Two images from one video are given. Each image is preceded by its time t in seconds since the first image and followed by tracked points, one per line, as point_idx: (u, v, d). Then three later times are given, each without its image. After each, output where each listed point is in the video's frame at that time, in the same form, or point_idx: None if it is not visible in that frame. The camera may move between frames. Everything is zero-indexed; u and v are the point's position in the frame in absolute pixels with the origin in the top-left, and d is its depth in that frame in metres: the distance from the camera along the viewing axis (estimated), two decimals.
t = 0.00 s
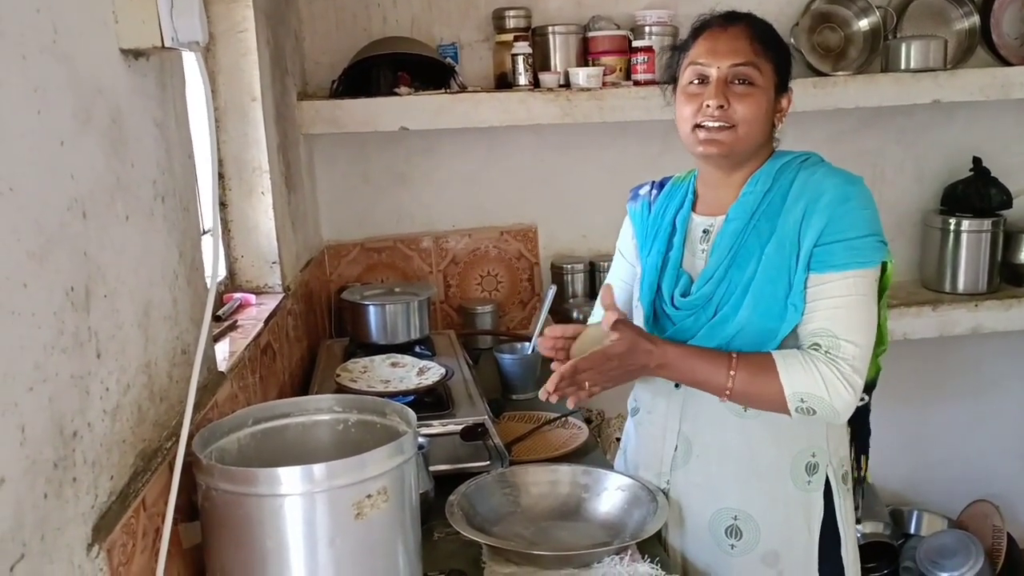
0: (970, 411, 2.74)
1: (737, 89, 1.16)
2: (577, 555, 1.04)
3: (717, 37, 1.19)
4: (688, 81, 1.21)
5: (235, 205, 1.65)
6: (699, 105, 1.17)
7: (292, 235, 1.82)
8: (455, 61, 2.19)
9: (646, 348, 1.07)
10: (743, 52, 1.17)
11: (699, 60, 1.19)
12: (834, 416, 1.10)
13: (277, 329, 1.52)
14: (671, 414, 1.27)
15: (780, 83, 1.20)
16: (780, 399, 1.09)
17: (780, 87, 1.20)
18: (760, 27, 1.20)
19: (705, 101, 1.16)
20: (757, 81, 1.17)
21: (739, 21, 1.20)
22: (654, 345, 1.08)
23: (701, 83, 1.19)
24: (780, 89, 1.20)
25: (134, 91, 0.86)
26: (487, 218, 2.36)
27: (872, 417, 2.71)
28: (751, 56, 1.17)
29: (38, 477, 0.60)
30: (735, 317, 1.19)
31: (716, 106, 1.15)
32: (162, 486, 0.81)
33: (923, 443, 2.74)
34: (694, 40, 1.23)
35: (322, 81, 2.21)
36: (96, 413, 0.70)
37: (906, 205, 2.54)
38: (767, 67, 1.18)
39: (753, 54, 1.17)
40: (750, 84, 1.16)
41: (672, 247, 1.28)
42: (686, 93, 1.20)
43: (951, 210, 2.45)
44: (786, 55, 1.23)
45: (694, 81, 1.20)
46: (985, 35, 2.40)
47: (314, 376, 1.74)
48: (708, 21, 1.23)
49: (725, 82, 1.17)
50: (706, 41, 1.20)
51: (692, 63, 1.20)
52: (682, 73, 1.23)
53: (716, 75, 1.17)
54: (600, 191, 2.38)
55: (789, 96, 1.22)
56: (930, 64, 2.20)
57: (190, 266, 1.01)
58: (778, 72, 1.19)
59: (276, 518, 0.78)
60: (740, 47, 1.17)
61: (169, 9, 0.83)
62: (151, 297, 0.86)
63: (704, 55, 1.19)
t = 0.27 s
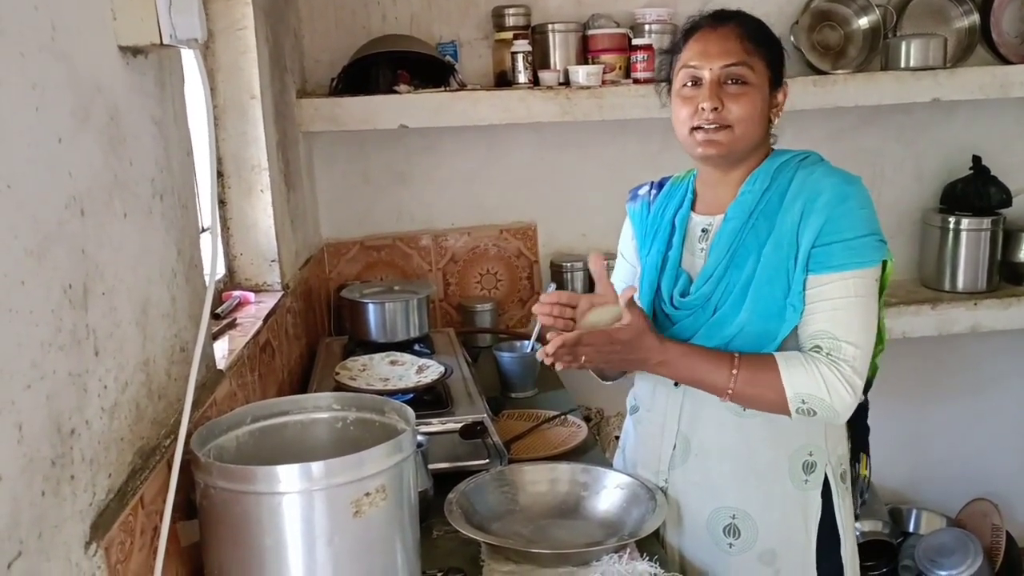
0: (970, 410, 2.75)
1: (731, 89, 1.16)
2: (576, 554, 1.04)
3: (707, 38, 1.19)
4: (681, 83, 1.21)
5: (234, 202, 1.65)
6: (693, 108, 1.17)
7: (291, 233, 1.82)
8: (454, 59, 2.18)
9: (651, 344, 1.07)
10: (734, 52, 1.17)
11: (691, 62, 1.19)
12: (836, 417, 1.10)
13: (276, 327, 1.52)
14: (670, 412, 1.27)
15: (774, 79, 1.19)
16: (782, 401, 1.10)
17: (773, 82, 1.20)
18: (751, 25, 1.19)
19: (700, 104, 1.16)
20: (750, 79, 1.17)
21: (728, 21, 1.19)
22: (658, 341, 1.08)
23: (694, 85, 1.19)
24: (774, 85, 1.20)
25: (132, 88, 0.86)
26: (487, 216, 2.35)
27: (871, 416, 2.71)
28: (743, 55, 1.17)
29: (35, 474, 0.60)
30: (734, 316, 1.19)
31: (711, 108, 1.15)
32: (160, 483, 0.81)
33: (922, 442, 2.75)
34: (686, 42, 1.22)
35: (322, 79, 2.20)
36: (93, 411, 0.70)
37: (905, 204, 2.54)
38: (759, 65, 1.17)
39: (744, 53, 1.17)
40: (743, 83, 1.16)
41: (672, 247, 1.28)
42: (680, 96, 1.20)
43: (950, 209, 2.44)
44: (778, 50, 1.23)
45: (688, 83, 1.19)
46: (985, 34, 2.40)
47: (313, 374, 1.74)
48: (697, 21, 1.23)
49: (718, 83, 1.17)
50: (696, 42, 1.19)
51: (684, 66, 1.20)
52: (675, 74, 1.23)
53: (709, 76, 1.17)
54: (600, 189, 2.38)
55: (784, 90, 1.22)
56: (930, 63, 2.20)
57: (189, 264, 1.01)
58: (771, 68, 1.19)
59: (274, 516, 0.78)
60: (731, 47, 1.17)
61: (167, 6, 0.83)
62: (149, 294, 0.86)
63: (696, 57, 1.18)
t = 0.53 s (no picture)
0: (971, 408, 2.75)
1: (735, 88, 1.16)
2: (577, 552, 1.04)
3: (710, 37, 1.19)
4: (684, 83, 1.21)
5: (234, 201, 1.65)
6: (697, 108, 1.17)
7: (291, 231, 1.82)
8: (454, 57, 2.18)
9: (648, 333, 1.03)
10: (737, 51, 1.17)
11: (693, 62, 1.19)
12: (827, 414, 1.09)
13: (277, 325, 1.52)
14: (671, 410, 1.28)
15: (777, 77, 1.19)
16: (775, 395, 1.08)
17: (777, 80, 1.20)
18: (752, 23, 1.19)
19: (703, 103, 1.16)
20: (753, 78, 1.16)
21: (730, 20, 1.19)
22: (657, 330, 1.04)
23: (697, 85, 1.19)
24: (778, 82, 1.20)
25: (132, 87, 0.86)
26: (487, 215, 2.36)
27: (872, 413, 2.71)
28: (745, 54, 1.17)
29: (36, 472, 0.60)
30: (737, 313, 1.19)
31: (715, 108, 1.15)
32: (161, 481, 0.81)
33: (923, 440, 2.75)
34: (687, 42, 1.22)
35: (322, 77, 2.20)
36: (94, 410, 0.70)
37: (906, 202, 2.54)
38: (762, 63, 1.17)
39: (747, 51, 1.17)
40: (746, 81, 1.16)
41: (675, 246, 1.29)
42: (683, 96, 1.20)
43: (951, 207, 2.44)
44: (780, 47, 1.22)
45: (691, 82, 1.19)
46: (985, 31, 2.39)
47: (314, 372, 1.74)
48: (699, 21, 1.23)
49: (721, 82, 1.17)
50: (699, 42, 1.19)
51: (687, 66, 1.20)
52: (678, 74, 1.23)
53: (712, 76, 1.17)
54: (600, 187, 2.38)
55: (788, 86, 1.22)
56: (930, 60, 2.20)
57: (189, 262, 1.01)
58: (774, 67, 1.19)
59: (274, 514, 0.78)
60: (734, 46, 1.17)
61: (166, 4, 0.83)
62: (150, 293, 0.86)
63: (698, 57, 1.18)
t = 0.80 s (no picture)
0: (973, 406, 2.74)
1: (742, 79, 1.16)
2: (579, 550, 1.04)
3: (717, 31, 1.19)
4: (690, 75, 1.20)
5: (236, 199, 1.65)
6: (703, 99, 1.16)
7: (293, 230, 1.83)
8: (456, 55, 2.18)
9: (652, 332, 1.02)
10: (744, 44, 1.17)
11: (701, 54, 1.19)
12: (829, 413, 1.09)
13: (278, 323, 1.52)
14: (675, 407, 1.28)
15: (784, 72, 1.19)
16: (780, 393, 1.08)
17: (784, 75, 1.20)
18: (758, 19, 1.20)
19: (710, 93, 1.15)
20: (760, 70, 1.16)
21: (737, 15, 1.20)
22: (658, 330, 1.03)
23: (704, 77, 1.19)
24: (785, 78, 1.20)
25: (133, 86, 0.86)
26: (489, 213, 2.35)
27: (874, 411, 2.71)
28: (752, 47, 1.17)
29: (38, 471, 0.60)
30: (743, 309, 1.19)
31: (722, 96, 1.14)
32: (163, 480, 0.82)
33: (925, 438, 2.74)
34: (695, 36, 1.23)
35: (323, 76, 2.20)
36: (96, 409, 0.71)
37: (908, 200, 2.54)
38: (769, 57, 1.17)
39: (754, 44, 1.17)
40: (754, 73, 1.16)
41: (679, 240, 1.28)
42: (690, 89, 1.20)
43: (953, 204, 2.44)
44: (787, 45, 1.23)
45: (697, 74, 1.19)
46: (988, 28, 2.39)
47: (315, 370, 1.74)
48: (706, 16, 1.23)
49: (728, 73, 1.16)
50: (706, 35, 1.19)
51: (694, 58, 1.20)
52: (684, 68, 1.23)
53: (719, 67, 1.17)
54: (602, 185, 2.38)
55: (794, 84, 1.22)
56: (933, 58, 2.19)
57: (191, 261, 1.01)
58: (781, 62, 1.19)
59: (276, 513, 0.79)
60: (741, 38, 1.17)
61: (167, 3, 0.83)
62: (152, 292, 0.86)
63: (706, 49, 1.18)
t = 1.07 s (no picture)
0: (974, 404, 2.74)
1: (733, 79, 1.16)
2: (580, 549, 1.04)
3: (705, 33, 1.19)
4: (684, 79, 1.21)
5: (236, 199, 1.65)
6: (697, 103, 1.17)
7: (292, 229, 1.82)
8: (455, 54, 2.18)
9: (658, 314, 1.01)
10: (735, 44, 1.17)
11: (692, 58, 1.19)
12: (828, 407, 1.09)
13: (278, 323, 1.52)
14: (675, 406, 1.28)
15: (778, 68, 1.19)
16: (781, 384, 1.07)
17: (778, 70, 1.19)
18: (749, 17, 1.20)
19: (702, 97, 1.16)
20: (752, 69, 1.16)
21: (726, 16, 1.20)
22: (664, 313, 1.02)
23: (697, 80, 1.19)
24: (778, 73, 1.19)
25: (132, 86, 0.86)
26: (489, 212, 2.35)
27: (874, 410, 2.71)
28: (744, 46, 1.17)
29: (38, 472, 0.60)
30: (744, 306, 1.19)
31: (713, 99, 1.14)
32: (163, 481, 0.81)
33: (926, 436, 2.74)
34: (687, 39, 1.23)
35: (323, 75, 2.20)
36: (96, 410, 0.71)
37: (908, 198, 2.54)
38: (761, 55, 1.17)
39: (744, 43, 1.17)
40: (745, 73, 1.16)
41: (680, 237, 1.28)
42: (684, 93, 1.20)
43: (953, 202, 2.44)
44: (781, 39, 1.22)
45: (691, 78, 1.19)
46: (987, 26, 2.39)
47: (315, 370, 1.74)
48: (697, 18, 1.23)
49: (720, 75, 1.16)
50: (697, 38, 1.20)
51: (686, 62, 1.20)
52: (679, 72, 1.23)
53: (710, 69, 1.17)
54: (601, 184, 2.38)
55: (789, 77, 1.21)
56: (932, 55, 2.19)
57: (191, 261, 1.01)
58: (774, 58, 1.18)
59: (276, 513, 0.78)
60: (732, 39, 1.17)
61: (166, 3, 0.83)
62: (151, 292, 0.86)
63: (696, 52, 1.19)
